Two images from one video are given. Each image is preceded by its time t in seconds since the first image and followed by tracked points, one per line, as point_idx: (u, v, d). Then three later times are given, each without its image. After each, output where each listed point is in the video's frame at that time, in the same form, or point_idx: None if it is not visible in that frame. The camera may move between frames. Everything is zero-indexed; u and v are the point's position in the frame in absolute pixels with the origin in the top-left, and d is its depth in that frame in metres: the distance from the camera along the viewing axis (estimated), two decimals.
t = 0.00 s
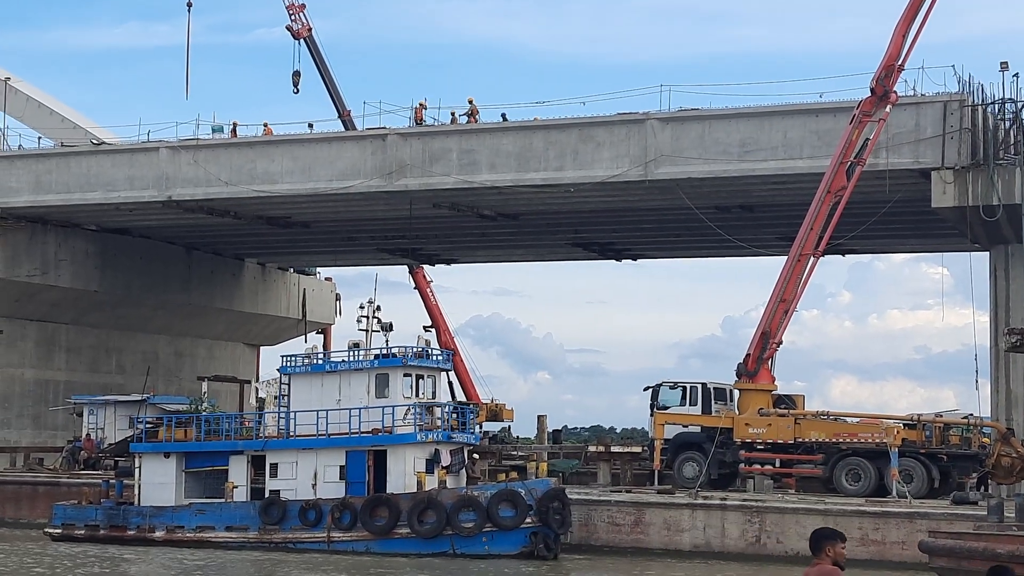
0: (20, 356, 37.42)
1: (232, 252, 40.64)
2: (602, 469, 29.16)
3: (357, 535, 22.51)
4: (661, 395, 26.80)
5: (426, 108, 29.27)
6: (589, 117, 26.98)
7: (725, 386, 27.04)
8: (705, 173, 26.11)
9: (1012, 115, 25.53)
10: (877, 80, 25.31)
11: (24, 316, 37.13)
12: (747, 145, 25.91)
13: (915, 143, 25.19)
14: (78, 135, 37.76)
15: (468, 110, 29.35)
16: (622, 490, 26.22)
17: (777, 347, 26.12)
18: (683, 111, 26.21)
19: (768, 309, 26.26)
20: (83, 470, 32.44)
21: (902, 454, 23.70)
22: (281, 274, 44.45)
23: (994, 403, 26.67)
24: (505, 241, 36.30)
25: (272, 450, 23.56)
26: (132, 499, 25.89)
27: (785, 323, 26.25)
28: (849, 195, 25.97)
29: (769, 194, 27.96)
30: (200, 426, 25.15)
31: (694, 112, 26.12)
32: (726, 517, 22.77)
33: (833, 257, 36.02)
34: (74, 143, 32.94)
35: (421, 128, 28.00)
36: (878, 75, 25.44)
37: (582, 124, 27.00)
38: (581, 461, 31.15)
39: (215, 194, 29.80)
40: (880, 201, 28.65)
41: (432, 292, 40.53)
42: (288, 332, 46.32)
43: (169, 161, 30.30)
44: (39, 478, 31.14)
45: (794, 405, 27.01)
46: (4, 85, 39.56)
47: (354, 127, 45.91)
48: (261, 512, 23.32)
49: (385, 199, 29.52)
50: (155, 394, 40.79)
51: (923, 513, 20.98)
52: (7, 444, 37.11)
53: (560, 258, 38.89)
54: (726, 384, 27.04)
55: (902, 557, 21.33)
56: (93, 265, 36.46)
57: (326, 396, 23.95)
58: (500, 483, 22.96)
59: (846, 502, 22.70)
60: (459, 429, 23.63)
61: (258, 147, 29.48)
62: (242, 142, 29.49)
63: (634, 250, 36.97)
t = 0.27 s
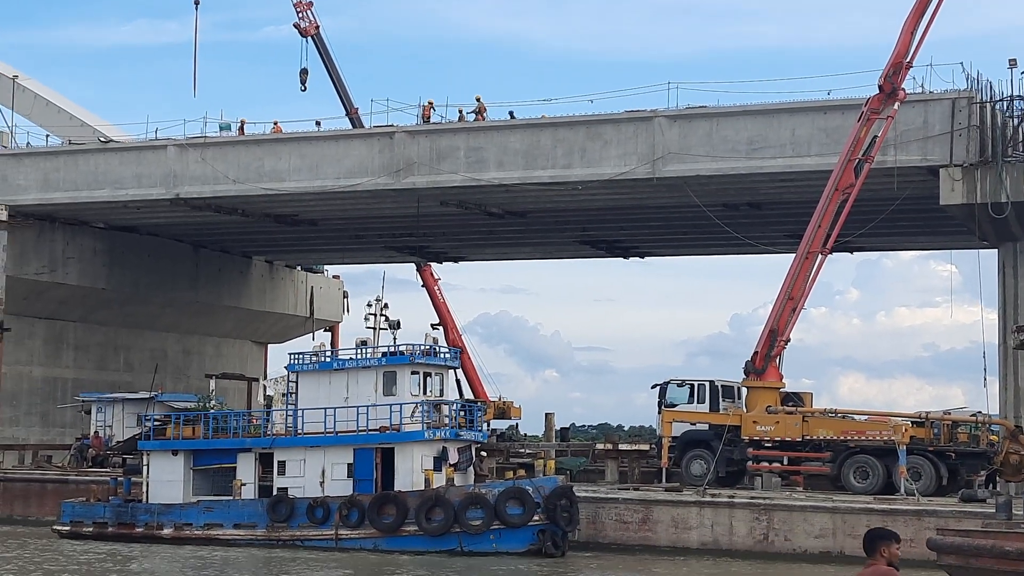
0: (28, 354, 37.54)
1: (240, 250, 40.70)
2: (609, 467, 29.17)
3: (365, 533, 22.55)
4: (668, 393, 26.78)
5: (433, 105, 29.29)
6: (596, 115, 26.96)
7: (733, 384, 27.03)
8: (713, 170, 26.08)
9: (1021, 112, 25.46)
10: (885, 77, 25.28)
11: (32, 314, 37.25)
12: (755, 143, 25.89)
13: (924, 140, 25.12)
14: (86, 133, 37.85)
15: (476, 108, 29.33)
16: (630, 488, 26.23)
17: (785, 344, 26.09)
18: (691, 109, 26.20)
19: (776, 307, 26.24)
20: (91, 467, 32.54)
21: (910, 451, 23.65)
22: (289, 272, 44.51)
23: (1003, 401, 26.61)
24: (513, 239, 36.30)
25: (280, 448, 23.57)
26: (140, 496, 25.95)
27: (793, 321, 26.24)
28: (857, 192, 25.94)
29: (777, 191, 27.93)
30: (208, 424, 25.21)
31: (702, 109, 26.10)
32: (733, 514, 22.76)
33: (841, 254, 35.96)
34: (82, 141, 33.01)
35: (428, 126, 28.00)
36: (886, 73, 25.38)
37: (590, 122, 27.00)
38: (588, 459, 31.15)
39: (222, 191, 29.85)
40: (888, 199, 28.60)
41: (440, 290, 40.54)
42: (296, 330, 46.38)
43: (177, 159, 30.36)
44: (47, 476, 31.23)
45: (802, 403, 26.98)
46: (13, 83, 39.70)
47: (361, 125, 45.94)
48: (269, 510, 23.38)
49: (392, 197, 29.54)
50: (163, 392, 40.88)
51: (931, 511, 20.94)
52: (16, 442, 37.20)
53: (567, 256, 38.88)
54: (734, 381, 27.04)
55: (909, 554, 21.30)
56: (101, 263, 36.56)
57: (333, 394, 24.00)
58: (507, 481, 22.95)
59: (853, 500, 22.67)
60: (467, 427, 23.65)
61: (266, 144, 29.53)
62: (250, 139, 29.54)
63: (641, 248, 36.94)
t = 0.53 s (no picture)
0: (35, 352, 37.55)
1: (247, 248, 40.68)
2: (617, 465, 29.08)
3: (372, 531, 22.51)
4: (676, 391, 26.77)
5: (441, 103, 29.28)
6: (604, 112, 26.87)
7: (742, 382, 26.93)
8: (721, 167, 25.97)
9: None
10: (894, 73, 24.99)
11: (39, 312, 37.26)
12: (763, 140, 25.79)
13: (932, 137, 24.99)
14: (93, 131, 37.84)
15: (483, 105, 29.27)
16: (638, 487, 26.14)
17: (793, 342, 25.98)
18: (699, 106, 26.11)
19: (784, 305, 26.13)
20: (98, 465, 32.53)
21: (919, 449, 23.49)
22: (296, 270, 44.49)
23: (1013, 399, 26.47)
24: (520, 237, 36.22)
25: (287, 446, 23.59)
26: (147, 495, 25.93)
27: (801, 319, 26.12)
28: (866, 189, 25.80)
29: (786, 189, 27.81)
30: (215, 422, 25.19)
31: (710, 106, 26.01)
32: (741, 513, 22.68)
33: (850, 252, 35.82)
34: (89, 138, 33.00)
35: (436, 124, 27.96)
36: (895, 69, 25.14)
37: (597, 119, 26.90)
38: (596, 457, 31.06)
39: (229, 189, 29.80)
40: (897, 196, 28.47)
41: (447, 287, 40.48)
42: (304, 328, 46.35)
43: (183, 157, 30.33)
44: (54, 474, 31.21)
45: (811, 401, 26.87)
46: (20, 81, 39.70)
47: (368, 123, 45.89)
48: (276, 508, 23.35)
49: (399, 194, 29.47)
50: (170, 390, 40.88)
51: (940, 509, 20.83)
52: (23, 440, 37.22)
53: (575, 254, 38.78)
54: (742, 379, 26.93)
55: (919, 553, 21.19)
56: (108, 261, 36.56)
57: (340, 392, 23.93)
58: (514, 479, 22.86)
59: (862, 499, 22.57)
60: (474, 426, 23.59)
61: (272, 142, 29.49)
62: (256, 137, 29.50)
63: (649, 245, 36.83)
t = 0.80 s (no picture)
0: (44, 349, 37.70)
1: (254, 245, 40.80)
2: (624, 462, 29.16)
3: (380, 528, 22.61)
4: (683, 387, 26.80)
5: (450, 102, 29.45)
6: (611, 109, 26.93)
7: (748, 378, 26.98)
8: (727, 164, 26.01)
9: None
10: (901, 70, 25.00)
11: (48, 309, 37.41)
12: (769, 137, 25.83)
13: (939, 133, 25.02)
14: (101, 129, 37.98)
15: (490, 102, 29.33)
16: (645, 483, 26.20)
17: (800, 338, 26.01)
18: (706, 103, 26.15)
19: (790, 301, 26.15)
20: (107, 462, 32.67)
21: (925, 446, 23.57)
22: (304, 267, 44.60)
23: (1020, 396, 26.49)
24: (527, 234, 36.29)
25: (295, 443, 23.71)
26: (156, 491, 26.05)
27: (808, 315, 26.14)
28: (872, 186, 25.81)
29: (792, 185, 27.84)
30: (223, 419, 25.29)
31: (716, 104, 26.04)
32: (748, 509, 22.74)
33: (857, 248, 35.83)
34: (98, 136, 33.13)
35: (443, 121, 28.05)
36: (901, 66, 25.14)
37: (604, 116, 26.96)
38: (603, 453, 31.14)
39: (237, 186, 29.91)
40: (904, 192, 28.47)
41: (454, 284, 40.56)
42: (311, 325, 46.47)
43: (192, 155, 30.45)
44: (63, 471, 31.36)
45: (817, 397, 26.91)
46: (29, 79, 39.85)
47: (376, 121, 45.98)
48: (284, 505, 23.44)
49: (406, 192, 29.55)
50: (178, 387, 41.03)
51: (947, 505, 20.88)
52: (32, 437, 37.37)
53: (582, 251, 38.85)
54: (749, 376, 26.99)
55: (926, 549, 21.23)
56: (116, 258, 36.70)
57: (348, 389, 24.03)
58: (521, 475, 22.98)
59: (869, 495, 22.60)
60: (481, 422, 23.69)
61: (280, 140, 29.58)
62: (264, 134, 29.59)
63: (656, 242, 36.88)
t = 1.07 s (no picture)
0: (53, 347, 37.82)
1: (263, 243, 40.87)
2: (632, 458, 29.17)
3: (389, 525, 22.67)
4: (692, 383, 26.77)
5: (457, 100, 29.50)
6: (619, 105, 26.92)
7: (757, 374, 26.96)
8: (735, 161, 25.99)
9: None
10: (908, 66, 25.03)
11: (57, 307, 37.52)
12: (777, 133, 25.79)
13: (947, 129, 24.98)
14: (109, 127, 38.05)
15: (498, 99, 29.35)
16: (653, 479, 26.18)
17: (808, 334, 25.98)
18: (713, 99, 26.12)
19: (799, 297, 26.12)
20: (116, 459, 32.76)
21: (935, 442, 23.51)
22: (312, 265, 44.65)
23: None
24: (535, 230, 36.29)
25: (304, 440, 23.72)
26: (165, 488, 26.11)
27: (816, 311, 26.10)
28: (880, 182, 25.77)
29: (800, 181, 27.79)
30: (232, 417, 25.36)
31: (724, 100, 26.02)
32: (757, 506, 22.75)
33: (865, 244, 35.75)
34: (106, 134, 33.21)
35: (451, 118, 28.08)
36: (909, 62, 25.16)
37: (612, 112, 26.96)
38: (611, 450, 31.13)
39: (245, 184, 29.95)
40: (912, 188, 28.41)
41: (462, 281, 40.59)
42: (319, 322, 46.52)
43: (200, 152, 30.50)
44: (73, 468, 31.45)
45: (826, 393, 26.89)
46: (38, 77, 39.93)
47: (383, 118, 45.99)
48: (293, 502, 23.51)
49: (414, 189, 29.57)
50: (186, 384, 41.12)
51: (956, 502, 20.86)
52: (41, 434, 37.48)
53: (590, 247, 38.83)
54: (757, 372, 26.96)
55: (935, 545, 21.21)
56: (125, 256, 36.79)
57: (356, 386, 24.01)
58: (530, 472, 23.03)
59: (878, 491, 22.60)
60: (490, 419, 23.69)
61: (288, 137, 29.62)
62: (272, 132, 29.63)
63: (664, 239, 36.86)
